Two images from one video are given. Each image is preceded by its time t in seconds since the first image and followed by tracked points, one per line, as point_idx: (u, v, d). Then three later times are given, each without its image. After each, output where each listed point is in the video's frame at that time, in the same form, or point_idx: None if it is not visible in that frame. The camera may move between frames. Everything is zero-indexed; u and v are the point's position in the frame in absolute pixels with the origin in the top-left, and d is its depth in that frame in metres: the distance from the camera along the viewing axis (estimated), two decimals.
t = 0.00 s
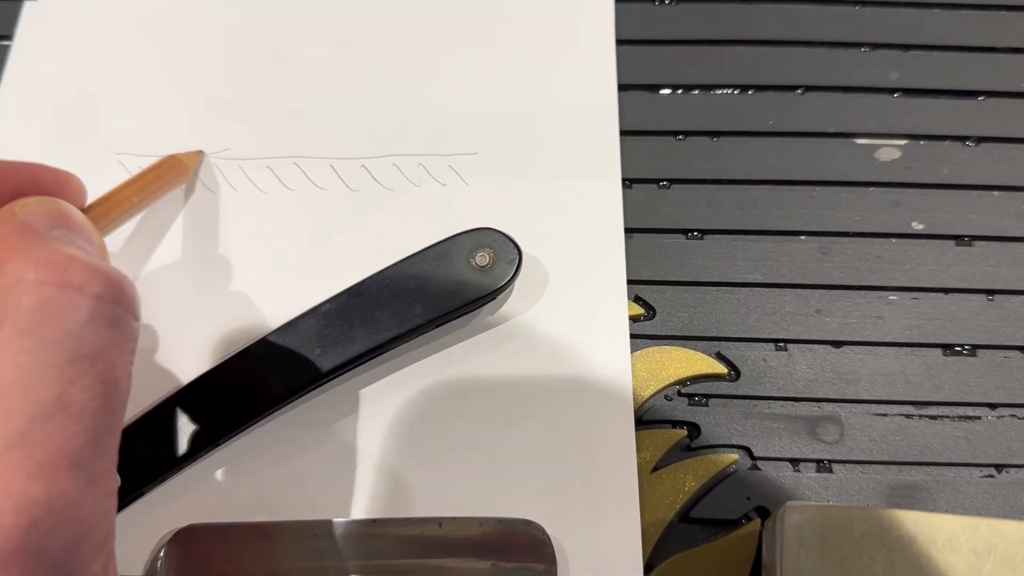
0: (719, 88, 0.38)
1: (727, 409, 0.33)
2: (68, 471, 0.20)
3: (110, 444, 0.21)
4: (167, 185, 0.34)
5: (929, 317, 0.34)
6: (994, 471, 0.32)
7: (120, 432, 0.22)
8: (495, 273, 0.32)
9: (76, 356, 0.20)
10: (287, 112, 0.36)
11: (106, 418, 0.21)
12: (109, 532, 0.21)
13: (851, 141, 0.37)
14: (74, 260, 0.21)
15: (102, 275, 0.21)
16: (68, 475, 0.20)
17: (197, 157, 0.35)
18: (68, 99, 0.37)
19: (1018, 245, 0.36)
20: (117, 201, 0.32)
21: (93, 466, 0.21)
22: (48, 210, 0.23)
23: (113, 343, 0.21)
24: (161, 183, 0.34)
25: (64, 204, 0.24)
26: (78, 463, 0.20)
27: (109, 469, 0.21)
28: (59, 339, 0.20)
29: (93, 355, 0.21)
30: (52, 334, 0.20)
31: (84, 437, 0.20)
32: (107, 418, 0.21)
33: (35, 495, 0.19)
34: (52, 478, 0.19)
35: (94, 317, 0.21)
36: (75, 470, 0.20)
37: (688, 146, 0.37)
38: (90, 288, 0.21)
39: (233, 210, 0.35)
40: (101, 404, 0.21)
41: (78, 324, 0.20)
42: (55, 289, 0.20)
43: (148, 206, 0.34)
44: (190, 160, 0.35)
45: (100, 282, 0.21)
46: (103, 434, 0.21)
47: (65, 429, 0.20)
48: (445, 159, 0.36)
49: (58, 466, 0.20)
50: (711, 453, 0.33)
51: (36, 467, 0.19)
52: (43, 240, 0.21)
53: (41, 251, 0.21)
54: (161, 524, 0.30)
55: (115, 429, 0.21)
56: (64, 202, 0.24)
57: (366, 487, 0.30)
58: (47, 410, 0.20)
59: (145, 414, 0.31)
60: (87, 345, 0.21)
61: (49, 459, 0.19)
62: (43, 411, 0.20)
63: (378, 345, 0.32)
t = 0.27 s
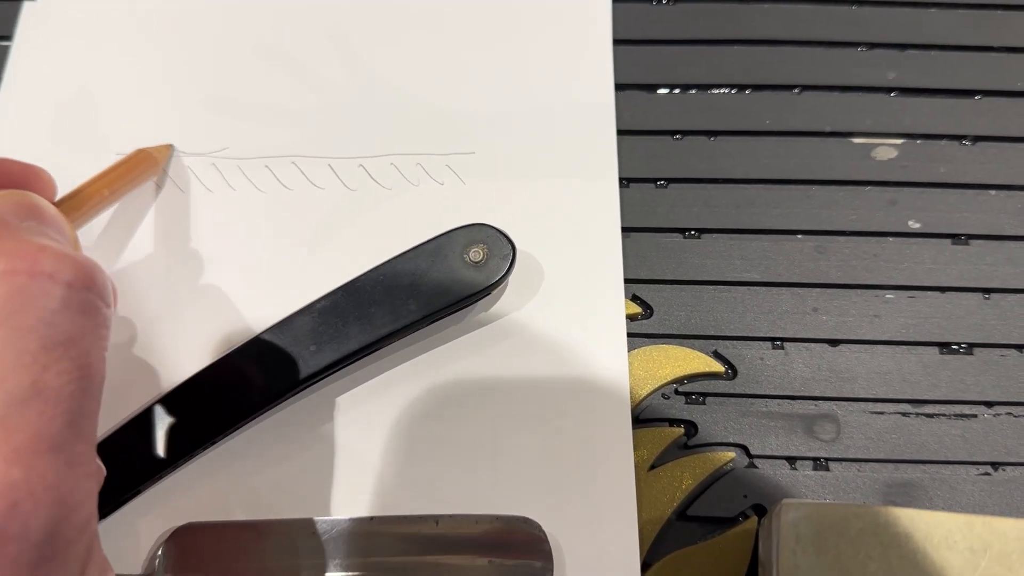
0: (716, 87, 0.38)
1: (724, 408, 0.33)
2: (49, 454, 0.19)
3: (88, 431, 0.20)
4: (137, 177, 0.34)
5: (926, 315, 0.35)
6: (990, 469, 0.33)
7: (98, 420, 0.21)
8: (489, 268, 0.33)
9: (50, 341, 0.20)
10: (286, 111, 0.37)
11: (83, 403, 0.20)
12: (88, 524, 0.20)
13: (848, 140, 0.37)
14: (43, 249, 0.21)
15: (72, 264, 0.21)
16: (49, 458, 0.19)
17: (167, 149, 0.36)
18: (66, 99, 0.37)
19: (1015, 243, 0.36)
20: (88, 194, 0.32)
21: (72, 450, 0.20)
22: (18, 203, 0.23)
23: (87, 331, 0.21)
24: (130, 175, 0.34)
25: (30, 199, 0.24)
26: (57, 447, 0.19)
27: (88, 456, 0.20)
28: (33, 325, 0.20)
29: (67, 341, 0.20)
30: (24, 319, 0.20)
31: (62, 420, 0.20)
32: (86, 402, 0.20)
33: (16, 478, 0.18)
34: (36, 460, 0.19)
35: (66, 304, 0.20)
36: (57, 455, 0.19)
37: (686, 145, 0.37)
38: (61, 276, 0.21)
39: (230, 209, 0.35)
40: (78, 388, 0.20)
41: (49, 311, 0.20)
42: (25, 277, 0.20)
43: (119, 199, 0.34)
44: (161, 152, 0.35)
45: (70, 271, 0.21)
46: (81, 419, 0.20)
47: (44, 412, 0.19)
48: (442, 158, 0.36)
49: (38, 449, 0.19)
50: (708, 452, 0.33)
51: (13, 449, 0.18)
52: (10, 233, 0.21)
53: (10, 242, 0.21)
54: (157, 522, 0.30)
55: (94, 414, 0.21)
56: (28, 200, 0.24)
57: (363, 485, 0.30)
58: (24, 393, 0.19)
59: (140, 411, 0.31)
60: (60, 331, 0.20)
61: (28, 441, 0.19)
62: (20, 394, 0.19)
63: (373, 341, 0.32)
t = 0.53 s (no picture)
0: (713, 82, 0.38)
1: (721, 403, 0.33)
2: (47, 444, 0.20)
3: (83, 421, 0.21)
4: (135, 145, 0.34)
5: (924, 310, 0.34)
6: (989, 464, 0.32)
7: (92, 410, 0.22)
8: (487, 266, 0.32)
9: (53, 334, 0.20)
10: (281, 107, 0.36)
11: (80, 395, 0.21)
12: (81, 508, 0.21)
13: (846, 135, 0.37)
14: (49, 241, 0.21)
15: (74, 258, 0.22)
16: (48, 446, 0.20)
17: (162, 119, 0.36)
18: (61, 95, 0.37)
19: (1013, 238, 0.35)
20: (92, 159, 0.32)
21: (70, 438, 0.21)
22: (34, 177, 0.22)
23: (85, 324, 0.21)
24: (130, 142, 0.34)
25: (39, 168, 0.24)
26: (54, 435, 0.20)
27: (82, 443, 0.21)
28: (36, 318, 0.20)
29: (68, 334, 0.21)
30: (30, 312, 0.20)
31: (62, 411, 0.20)
32: (85, 396, 0.21)
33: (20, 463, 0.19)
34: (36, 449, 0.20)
35: (67, 298, 0.21)
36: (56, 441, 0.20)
37: (683, 140, 0.37)
38: (64, 271, 0.21)
39: (225, 204, 0.35)
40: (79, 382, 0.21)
41: (53, 305, 0.21)
42: (31, 271, 0.20)
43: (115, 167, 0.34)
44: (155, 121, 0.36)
45: (71, 264, 0.21)
46: (78, 409, 0.21)
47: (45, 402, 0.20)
48: (438, 152, 0.36)
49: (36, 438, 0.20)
50: (706, 447, 0.32)
51: (17, 436, 0.19)
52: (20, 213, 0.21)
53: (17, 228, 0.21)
54: (153, 518, 0.30)
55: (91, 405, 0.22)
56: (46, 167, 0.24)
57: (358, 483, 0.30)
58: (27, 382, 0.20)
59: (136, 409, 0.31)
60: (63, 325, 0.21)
61: (29, 429, 0.19)
62: (25, 385, 0.20)
63: (370, 338, 0.32)
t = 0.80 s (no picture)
0: (707, 83, 0.38)
1: (714, 405, 0.33)
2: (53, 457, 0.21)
3: (93, 428, 0.22)
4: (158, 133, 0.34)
5: (918, 312, 0.34)
6: (983, 467, 0.32)
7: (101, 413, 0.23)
8: (488, 284, 0.32)
9: (67, 352, 0.21)
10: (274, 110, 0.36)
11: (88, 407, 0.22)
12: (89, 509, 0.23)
13: (840, 136, 0.37)
14: (74, 256, 0.22)
15: (95, 274, 0.22)
16: (55, 457, 0.21)
17: (185, 105, 0.36)
18: (52, 97, 0.36)
19: (1008, 239, 0.35)
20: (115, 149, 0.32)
21: (78, 450, 0.22)
22: (64, 180, 0.23)
23: (99, 337, 0.22)
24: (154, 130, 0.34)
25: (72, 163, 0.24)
26: (62, 446, 0.21)
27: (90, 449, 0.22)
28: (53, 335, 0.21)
29: (82, 350, 0.22)
30: (49, 329, 0.21)
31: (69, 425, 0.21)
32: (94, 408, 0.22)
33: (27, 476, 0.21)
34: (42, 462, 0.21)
35: (84, 314, 0.22)
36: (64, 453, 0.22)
37: (677, 142, 0.37)
38: (85, 287, 0.22)
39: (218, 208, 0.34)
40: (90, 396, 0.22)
41: (72, 322, 0.21)
42: (53, 288, 0.21)
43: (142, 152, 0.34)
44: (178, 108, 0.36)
45: (93, 279, 0.22)
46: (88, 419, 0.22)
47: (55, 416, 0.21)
48: (432, 155, 0.35)
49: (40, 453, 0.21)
50: (699, 449, 0.32)
51: (27, 450, 0.21)
52: (51, 225, 0.22)
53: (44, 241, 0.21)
54: (145, 526, 0.30)
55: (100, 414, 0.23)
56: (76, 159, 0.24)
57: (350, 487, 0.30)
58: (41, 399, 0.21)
59: (131, 418, 0.31)
60: (78, 342, 0.22)
61: (34, 444, 0.21)
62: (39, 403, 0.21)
63: (369, 353, 0.32)
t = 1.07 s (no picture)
0: (703, 86, 0.38)
1: (711, 408, 0.33)
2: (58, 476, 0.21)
3: (100, 450, 0.22)
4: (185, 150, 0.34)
5: (915, 315, 0.34)
6: (980, 470, 0.32)
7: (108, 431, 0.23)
8: (486, 287, 0.32)
9: (74, 365, 0.21)
10: (271, 113, 0.36)
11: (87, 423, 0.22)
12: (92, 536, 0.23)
13: (836, 139, 0.37)
14: (83, 269, 0.22)
15: (105, 287, 0.22)
16: (59, 479, 0.21)
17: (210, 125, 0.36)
18: (49, 101, 0.36)
19: (1004, 242, 0.35)
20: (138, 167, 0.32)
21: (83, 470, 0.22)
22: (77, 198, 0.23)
23: (107, 351, 0.23)
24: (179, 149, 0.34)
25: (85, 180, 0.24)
26: (65, 468, 0.21)
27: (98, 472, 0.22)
28: (60, 348, 0.21)
29: (90, 365, 0.22)
30: (56, 341, 0.21)
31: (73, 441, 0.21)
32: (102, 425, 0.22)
33: (27, 499, 0.20)
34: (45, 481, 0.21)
35: (93, 328, 0.22)
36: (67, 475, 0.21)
37: (674, 145, 0.37)
38: (93, 300, 0.22)
39: (216, 213, 0.35)
40: (98, 412, 0.22)
41: (81, 334, 0.22)
42: (61, 301, 0.21)
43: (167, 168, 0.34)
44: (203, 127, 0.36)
45: (102, 292, 0.22)
46: (94, 436, 0.22)
47: (61, 435, 0.21)
48: (429, 159, 0.35)
49: (43, 474, 0.21)
50: (696, 452, 0.32)
51: (30, 471, 0.21)
52: (62, 239, 0.22)
53: (53, 253, 0.21)
54: (142, 531, 0.30)
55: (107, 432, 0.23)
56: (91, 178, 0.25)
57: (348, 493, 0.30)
58: (46, 414, 0.21)
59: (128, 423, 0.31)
60: (87, 357, 0.22)
61: (38, 463, 0.21)
62: (44, 418, 0.21)
63: (366, 358, 0.32)
